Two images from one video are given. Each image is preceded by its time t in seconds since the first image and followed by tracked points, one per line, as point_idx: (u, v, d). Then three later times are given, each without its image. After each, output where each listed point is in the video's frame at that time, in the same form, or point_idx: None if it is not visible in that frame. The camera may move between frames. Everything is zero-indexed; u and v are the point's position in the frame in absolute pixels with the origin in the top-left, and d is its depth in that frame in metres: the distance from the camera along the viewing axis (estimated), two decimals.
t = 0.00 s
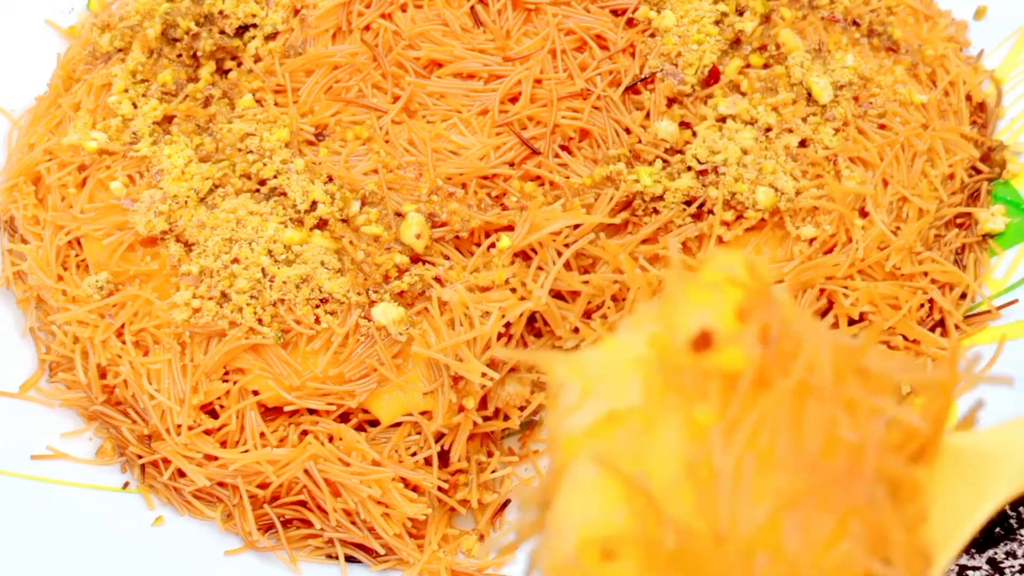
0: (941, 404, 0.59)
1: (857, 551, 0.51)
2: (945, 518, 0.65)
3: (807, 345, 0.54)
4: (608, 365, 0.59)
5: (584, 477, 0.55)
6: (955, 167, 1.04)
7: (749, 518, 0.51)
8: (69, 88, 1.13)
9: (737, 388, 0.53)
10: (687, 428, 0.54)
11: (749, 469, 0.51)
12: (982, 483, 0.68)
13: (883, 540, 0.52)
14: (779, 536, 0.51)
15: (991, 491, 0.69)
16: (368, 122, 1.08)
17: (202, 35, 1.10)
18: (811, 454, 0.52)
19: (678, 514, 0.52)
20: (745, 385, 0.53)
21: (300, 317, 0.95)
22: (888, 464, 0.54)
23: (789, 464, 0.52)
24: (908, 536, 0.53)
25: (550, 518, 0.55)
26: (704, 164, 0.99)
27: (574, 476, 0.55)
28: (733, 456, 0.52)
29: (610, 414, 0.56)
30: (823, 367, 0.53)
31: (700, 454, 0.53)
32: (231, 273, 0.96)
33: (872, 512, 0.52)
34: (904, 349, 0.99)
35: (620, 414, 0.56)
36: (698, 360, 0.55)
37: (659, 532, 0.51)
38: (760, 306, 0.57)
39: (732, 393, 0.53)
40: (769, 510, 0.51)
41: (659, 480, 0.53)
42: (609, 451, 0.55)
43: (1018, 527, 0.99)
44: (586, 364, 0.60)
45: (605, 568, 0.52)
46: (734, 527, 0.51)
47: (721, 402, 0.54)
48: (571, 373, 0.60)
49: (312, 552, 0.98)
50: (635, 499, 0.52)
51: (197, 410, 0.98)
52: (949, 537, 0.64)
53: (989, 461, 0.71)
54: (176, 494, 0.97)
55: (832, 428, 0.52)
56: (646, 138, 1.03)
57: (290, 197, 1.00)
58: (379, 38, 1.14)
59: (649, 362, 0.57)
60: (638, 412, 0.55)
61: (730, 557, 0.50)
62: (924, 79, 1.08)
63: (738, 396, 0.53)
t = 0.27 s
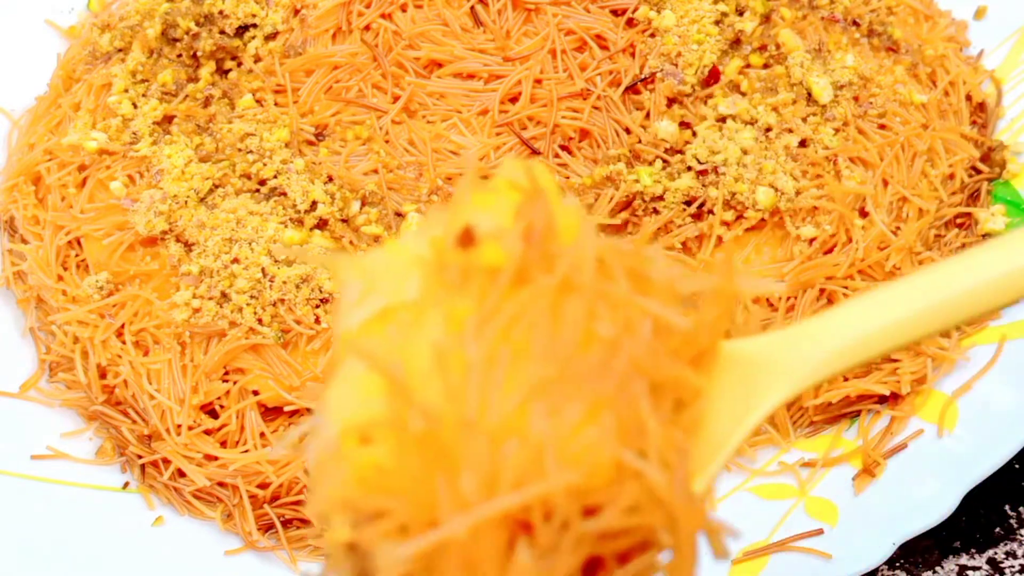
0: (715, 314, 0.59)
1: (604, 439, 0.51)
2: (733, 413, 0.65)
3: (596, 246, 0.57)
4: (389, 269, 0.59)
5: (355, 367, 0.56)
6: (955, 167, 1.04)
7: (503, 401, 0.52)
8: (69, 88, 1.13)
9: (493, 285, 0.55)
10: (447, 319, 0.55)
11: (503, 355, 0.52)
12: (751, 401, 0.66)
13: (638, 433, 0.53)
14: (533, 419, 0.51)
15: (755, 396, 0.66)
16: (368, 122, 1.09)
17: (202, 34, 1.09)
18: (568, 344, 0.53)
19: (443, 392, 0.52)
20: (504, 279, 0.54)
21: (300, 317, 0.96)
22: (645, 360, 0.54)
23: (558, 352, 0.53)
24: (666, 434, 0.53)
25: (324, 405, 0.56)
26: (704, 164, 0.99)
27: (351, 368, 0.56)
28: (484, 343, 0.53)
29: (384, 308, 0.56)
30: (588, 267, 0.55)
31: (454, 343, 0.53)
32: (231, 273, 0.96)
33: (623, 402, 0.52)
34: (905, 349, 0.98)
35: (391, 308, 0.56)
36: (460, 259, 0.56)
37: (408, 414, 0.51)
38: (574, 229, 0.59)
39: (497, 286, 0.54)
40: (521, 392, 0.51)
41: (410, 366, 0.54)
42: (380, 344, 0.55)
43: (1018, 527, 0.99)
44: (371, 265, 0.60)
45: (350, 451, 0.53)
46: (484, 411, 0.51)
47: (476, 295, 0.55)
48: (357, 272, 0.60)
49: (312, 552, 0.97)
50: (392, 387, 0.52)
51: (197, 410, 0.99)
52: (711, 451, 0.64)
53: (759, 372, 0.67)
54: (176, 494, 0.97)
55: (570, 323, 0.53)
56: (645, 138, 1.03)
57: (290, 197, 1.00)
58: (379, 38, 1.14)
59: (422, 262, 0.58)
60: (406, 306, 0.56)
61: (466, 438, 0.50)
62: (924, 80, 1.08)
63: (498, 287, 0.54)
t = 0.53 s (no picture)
0: (686, 228, 0.59)
1: (569, 341, 0.52)
2: (703, 327, 0.63)
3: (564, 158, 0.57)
4: (358, 180, 0.59)
5: (328, 268, 0.56)
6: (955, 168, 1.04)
7: (471, 303, 0.52)
8: (69, 88, 1.13)
9: (460, 193, 0.55)
10: (415, 223, 0.55)
11: (471, 259, 0.53)
12: (724, 315, 0.64)
13: (604, 338, 0.54)
14: (498, 321, 0.52)
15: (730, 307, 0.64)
16: (368, 122, 1.09)
17: (202, 34, 1.09)
18: (536, 249, 0.53)
19: (412, 295, 0.53)
20: (472, 185, 0.54)
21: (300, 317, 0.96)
22: (611, 268, 0.55)
23: (523, 255, 0.53)
24: (635, 340, 0.54)
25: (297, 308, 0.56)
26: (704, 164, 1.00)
27: (324, 270, 0.56)
28: (453, 247, 0.53)
29: (355, 217, 0.56)
30: (556, 177, 0.55)
31: (423, 246, 0.54)
32: (231, 273, 0.96)
33: (589, 307, 0.54)
34: (905, 349, 0.99)
35: (361, 216, 0.56)
36: (430, 167, 0.55)
37: (376, 314, 0.51)
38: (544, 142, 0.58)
39: (463, 193, 0.55)
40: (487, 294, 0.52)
41: (379, 269, 0.54)
42: (353, 250, 0.55)
43: (1018, 527, 0.99)
44: (344, 176, 0.60)
45: (323, 350, 0.53)
46: (452, 312, 0.52)
47: (445, 200, 0.55)
48: (330, 183, 0.59)
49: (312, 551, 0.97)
50: (361, 288, 0.52)
51: (197, 410, 0.99)
52: (685, 360, 0.62)
53: (733, 286, 0.65)
54: (176, 494, 0.97)
55: (537, 229, 0.54)
56: (645, 139, 1.04)
57: (290, 197, 1.00)
58: (379, 38, 1.14)
59: (393, 171, 0.57)
60: (376, 214, 0.56)
61: (434, 336, 0.51)
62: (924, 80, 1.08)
63: (465, 195, 0.54)
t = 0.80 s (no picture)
0: (758, 80, 0.66)
1: (646, 170, 0.57)
2: (773, 181, 0.72)
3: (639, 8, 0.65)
4: (436, 23, 0.68)
5: (411, 111, 0.63)
6: (954, 168, 1.05)
7: (550, 132, 0.57)
8: (69, 88, 1.13)
9: (540, 26, 0.63)
10: (497, 57, 0.61)
11: (552, 88, 0.59)
12: (794, 169, 0.73)
13: (676, 172, 0.59)
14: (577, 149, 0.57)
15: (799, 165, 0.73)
16: (368, 122, 1.09)
17: (202, 34, 1.09)
18: (614, 83, 0.59)
19: (495, 119, 0.58)
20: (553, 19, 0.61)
21: (300, 317, 0.97)
22: (684, 107, 0.60)
23: (602, 91, 0.58)
24: (704, 178, 0.59)
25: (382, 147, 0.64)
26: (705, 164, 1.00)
27: (406, 109, 0.64)
28: (534, 76, 0.58)
29: (437, 55, 0.62)
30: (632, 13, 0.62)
31: (506, 79, 0.59)
32: (231, 273, 0.96)
33: (665, 139, 0.59)
34: (905, 349, 0.98)
35: (445, 56, 0.62)
36: None
37: (458, 138, 0.56)
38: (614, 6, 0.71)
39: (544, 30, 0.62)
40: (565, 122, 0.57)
41: (462, 105, 0.60)
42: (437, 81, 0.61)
43: (1018, 527, 0.99)
44: (419, 20, 0.68)
45: (404, 176, 0.57)
46: (533, 137, 0.57)
47: (524, 34, 0.62)
48: (407, 26, 0.68)
49: (312, 552, 0.97)
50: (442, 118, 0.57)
51: (197, 410, 0.99)
52: (759, 208, 0.70)
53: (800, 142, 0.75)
54: (176, 494, 0.97)
55: (615, 64, 0.60)
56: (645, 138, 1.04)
57: (290, 197, 1.00)
58: (379, 38, 1.14)
59: (474, 15, 0.66)
60: (459, 52, 0.62)
61: (515, 159, 0.55)
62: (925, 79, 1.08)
63: (545, 31, 0.61)
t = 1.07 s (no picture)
0: (788, 50, 0.63)
1: (673, 145, 0.55)
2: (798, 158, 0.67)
3: None
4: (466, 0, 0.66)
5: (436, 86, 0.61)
6: (955, 167, 1.05)
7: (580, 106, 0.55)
8: (69, 88, 1.13)
9: None
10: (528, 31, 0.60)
11: (581, 59, 0.57)
12: (819, 144, 0.68)
13: (706, 148, 0.57)
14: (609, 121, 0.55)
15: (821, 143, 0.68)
16: (368, 122, 1.08)
17: (202, 34, 1.09)
18: (647, 55, 0.57)
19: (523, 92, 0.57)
20: None
21: (300, 317, 0.97)
22: (715, 81, 0.57)
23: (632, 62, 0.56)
24: (733, 154, 0.57)
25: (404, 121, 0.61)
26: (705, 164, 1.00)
27: (429, 86, 0.61)
28: (564, 46, 0.56)
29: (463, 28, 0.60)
30: None
31: (536, 52, 0.57)
32: (231, 273, 0.96)
33: (694, 114, 0.56)
34: (904, 349, 0.98)
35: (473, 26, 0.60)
36: None
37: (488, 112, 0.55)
38: None
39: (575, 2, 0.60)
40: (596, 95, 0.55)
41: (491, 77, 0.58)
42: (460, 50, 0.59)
43: (1018, 527, 0.99)
44: None
45: (435, 153, 0.56)
46: (561, 111, 0.55)
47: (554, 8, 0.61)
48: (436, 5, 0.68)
49: (312, 552, 0.97)
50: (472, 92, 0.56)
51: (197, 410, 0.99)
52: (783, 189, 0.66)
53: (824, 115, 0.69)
54: (176, 494, 0.97)
55: (647, 35, 0.57)
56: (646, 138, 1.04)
57: (290, 197, 1.00)
58: (379, 38, 1.13)
59: None
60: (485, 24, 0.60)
61: (544, 134, 0.54)
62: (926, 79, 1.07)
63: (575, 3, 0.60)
